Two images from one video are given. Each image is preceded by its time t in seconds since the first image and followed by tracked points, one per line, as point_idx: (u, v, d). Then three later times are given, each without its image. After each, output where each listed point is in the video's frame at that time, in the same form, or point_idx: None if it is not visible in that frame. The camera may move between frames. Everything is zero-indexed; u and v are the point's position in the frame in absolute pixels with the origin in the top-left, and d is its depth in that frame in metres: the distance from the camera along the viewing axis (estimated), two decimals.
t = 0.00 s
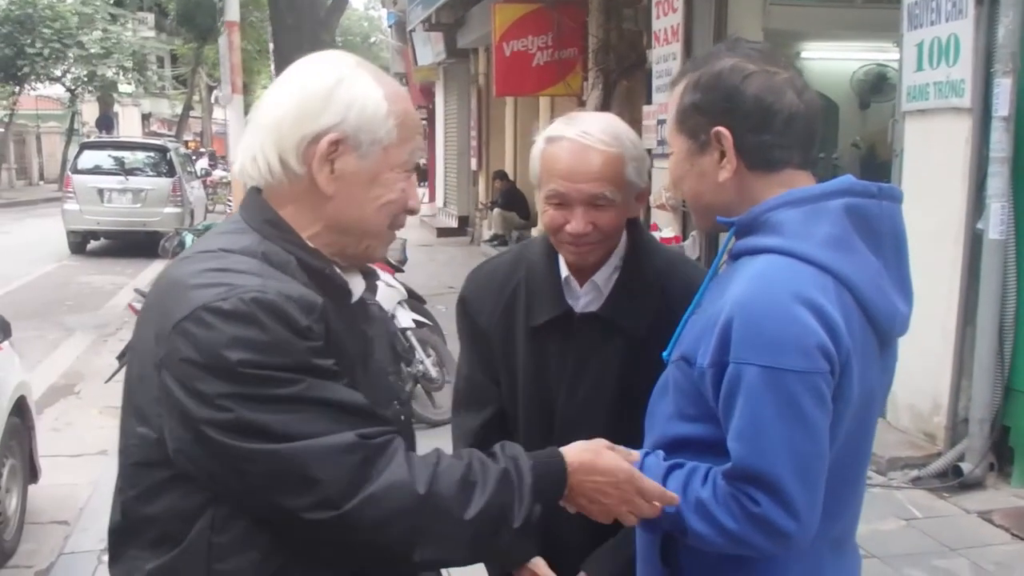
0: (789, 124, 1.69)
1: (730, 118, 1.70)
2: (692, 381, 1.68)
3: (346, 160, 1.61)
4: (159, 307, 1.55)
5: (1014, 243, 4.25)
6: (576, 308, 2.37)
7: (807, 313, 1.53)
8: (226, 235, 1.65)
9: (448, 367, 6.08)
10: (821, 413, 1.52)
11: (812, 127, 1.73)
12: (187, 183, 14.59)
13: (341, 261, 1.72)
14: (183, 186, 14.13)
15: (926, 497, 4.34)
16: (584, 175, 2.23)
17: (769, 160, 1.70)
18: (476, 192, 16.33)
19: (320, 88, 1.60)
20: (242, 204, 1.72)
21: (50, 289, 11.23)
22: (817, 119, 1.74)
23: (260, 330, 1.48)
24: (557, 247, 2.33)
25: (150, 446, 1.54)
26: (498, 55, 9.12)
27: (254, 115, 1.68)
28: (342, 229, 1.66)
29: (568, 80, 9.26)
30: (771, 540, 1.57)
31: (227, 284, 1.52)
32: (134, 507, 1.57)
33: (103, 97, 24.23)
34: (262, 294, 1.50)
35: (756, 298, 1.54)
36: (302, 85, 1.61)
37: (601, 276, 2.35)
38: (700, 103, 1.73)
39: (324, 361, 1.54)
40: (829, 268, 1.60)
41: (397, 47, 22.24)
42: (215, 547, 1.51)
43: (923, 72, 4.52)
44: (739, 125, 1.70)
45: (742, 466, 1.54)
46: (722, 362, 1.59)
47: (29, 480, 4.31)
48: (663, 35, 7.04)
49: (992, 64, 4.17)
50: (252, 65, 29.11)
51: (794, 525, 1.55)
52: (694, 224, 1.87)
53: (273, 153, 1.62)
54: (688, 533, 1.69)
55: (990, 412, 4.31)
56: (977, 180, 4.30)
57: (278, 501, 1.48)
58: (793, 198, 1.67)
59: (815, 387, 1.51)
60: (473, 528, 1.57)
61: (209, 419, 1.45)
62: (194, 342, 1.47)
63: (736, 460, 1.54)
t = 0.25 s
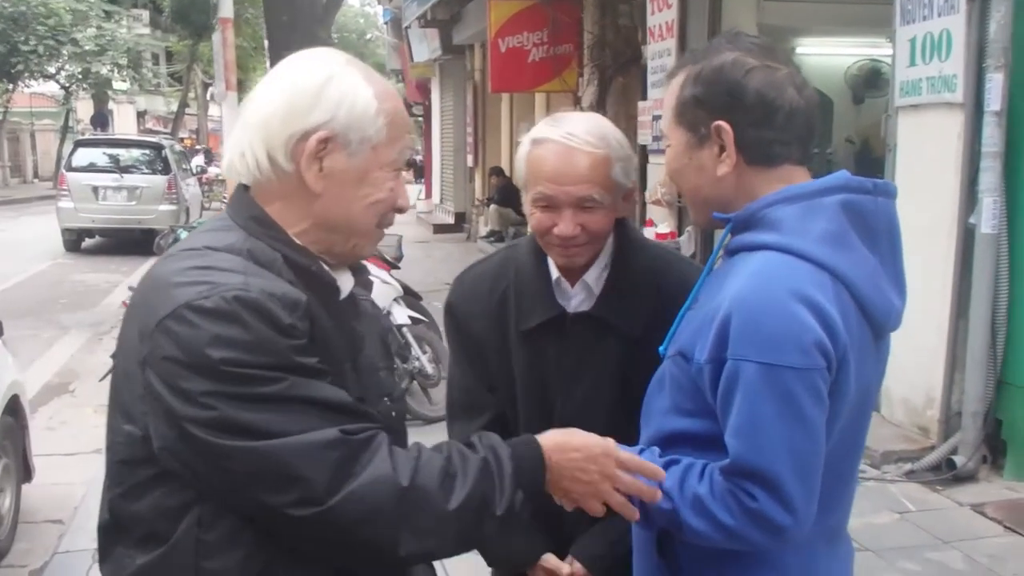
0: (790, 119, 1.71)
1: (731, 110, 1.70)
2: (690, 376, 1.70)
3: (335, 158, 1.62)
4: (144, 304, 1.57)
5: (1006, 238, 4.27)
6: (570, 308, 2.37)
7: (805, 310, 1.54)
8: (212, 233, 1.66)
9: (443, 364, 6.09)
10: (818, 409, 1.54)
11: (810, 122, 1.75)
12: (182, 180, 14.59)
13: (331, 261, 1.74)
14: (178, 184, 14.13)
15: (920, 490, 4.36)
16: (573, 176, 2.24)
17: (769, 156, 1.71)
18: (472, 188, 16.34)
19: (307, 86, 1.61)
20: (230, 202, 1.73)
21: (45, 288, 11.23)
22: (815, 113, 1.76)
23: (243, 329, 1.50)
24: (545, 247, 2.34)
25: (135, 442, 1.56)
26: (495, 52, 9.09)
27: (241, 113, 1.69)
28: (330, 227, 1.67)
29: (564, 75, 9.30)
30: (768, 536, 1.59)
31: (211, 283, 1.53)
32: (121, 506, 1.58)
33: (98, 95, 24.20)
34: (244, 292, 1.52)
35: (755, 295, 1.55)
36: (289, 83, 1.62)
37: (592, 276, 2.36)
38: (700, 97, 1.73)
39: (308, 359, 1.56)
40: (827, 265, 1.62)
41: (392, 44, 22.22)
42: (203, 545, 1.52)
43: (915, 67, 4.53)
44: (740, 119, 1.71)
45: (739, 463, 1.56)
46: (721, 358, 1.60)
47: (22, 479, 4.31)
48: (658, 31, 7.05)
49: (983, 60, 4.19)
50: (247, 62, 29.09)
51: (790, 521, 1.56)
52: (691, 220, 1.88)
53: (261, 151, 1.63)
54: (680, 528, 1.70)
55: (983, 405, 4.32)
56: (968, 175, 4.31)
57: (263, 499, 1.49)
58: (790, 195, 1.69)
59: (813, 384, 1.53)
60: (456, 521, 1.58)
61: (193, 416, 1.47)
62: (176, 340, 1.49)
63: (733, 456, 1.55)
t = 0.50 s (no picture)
0: (790, 115, 1.71)
1: (729, 107, 1.71)
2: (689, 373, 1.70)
3: (324, 154, 1.63)
4: (132, 301, 1.57)
5: (999, 232, 4.28)
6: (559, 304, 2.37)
7: (805, 307, 1.55)
8: (202, 228, 1.67)
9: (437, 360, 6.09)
10: (817, 405, 1.55)
11: (807, 118, 1.76)
12: (175, 176, 14.57)
13: (324, 258, 1.75)
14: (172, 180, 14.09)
15: (914, 485, 4.37)
16: (558, 171, 2.23)
17: (768, 153, 1.72)
18: (468, 184, 16.33)
19: (295, 81, 1.61)
20: (222, 198, 1.74)
21: (38, 285, 11.22)
22: (811, 110, 1.76)
23: (230, 325, 1.50)
24: (531, 241, 2.33)
25: (123, 439, 1.56)
26: (489, 47, 9.09)
27: (231, 109, 1.69)
28: (321, 223, 1.68)
29: (558, 71, 9.30)
30: (768, 532, 1.59)
31: (198, 279, 1.53)
32: (110, 504, 1.59)
33: (90, 90, 24.19)
34: (232, 288, 1.52)
35: (754, 292, 1.56)
36: (276, 79, 1.62)
37: (578, 270, 2.36)
38: (699, 93, 1.73)
39: (296, 355, 1.56)
40: (825, 261, 1.62)
41: (387, 39, 22.19)
42: (192, 542, 1.53)
43: (909, 63, 4.54)
44: (739, 115, 1.71)
45: (739, 459, 1.56)
46: (720, 355, 1.60)
47: (14, 477, 4.31)
48: (652, 26, 7.05)
49: (977, 55, 4.19)
50: (241, 57, 29.06)
51: (790, 517, 1.57)
52: (686, 215, 1.89)
53: (251, 148, 1.64)
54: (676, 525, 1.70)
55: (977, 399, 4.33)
56: (963, 170, 4.32)
57: (250, 496, 1.49)
58: (787, 192, 1.69)
59: (812, 380, 1.54)
60: (441, 512, 1.57)
61: (179, 413, 1.47)
62: (162, 336, 1.50)
63: (734, 454, 1.56)
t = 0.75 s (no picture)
0: (780, 115, 1.74)
1: (724, 105, 1.73)
2: (686, 372, 1.72)
3: (309, 154, 1.65)
4: (126, 300, 1.58)
5: (988, 232, 4.31)
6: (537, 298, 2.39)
7: (805, 306, 1.57)
8: (194, 226, 1.68)
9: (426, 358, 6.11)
10: (817, 402, 1.57)
11: (795, 118, 1.78)
12: (166, 174, 14.56)
13: (312, 254, 1.77)
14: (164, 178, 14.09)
15: (903, 483, 4.40)
16: (536, 162, 2.25)
17: (761, 152, 1.74)
18: (460, 182, 16.35)
19: (281, 81, 1.63)
20: (211, 196, 1.76)
21: (28, 283, 11.21)
22: (799, 110, 1.79)
23: (224, 324, 1.51)
24: (509, 232, 2.36)
25: (115, 436, 1.58)
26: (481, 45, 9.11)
27: (219, 108, 1.71)
28: (307, 221, 1.70)
29: (551, 70, 9.36)
30: (769, 529, 1.62)
31: (193, 278, 1.55)
32: (100, 501, 1.61)
33: (81, 87, 24.16)
34: (226, 288, 1.54)
35: (755, 292, 1.58)
36: (262, 78, 1.64)
37: (557, 261, 2.38)
38: (691, 92, 1.75)
39: (289, 353, 1.58)
40: (822, 260, 1.65)
41: (379, 36, 22.18)
42: (182, 539, 1.55)
43: (898, 63, 4.56)
44: (733, 114, 1.73)
45: (742, 458, 1.58)
46: (720, 355, 1.62)
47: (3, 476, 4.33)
48: (643, 25, 7.07)
49: (964, 56, 4.22)
50: (233, 54, 29.06)
51: (792, 512, 1.60)
52: (675, 212, 1.91)
53: (237, 147, 1.66)
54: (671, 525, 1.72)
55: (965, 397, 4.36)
56: (950, 169, 4.35)
57: (245, 493, 1.51)
58: (782, 192, 1.72)
59: (812, 377, 1.56)
60: (430, 508, 1.59)
61: (173, 412, 1.48)
62: (157, 334, 1.51)
63: (738, 452, 1.58)
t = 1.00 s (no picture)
0: (770, 115, 1.76)
1: (713, 105, 1.74)
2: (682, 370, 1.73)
3: (300, 154, 1.66)
4: (122, 299, 1.59)
5: (977, 230, 4.34)
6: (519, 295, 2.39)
7: (803, 304, 1.59)
8: (190, 226, 1.69)
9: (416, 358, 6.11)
10: (815, 400, 1.59)
11: (785, 118, 1.80)
12: (156, 173, 14.54)
13: (305, 254, 1.78)
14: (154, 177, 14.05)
15: (894, 480, 4.42)
16: (518, 154, 2.27)
17: (752, 151, 1.76)
18: (452, 181, 16.35)
19: (271, 82, 1.64)
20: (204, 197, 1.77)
21: (17, 283, 11.18)
22: (787, 111, 1.81)
23: (223, 324, 1.53)
24: (493, 226, 2.37)
25: (110, 437, 1.59)
26: (473, 44, 9.08)
27: (212, 111, 1.72)
28: (300, 222, 1.71)
29: (542, 69, 9.38)
30: (767, 526, 1.64)
31: (191, 278, 1.56)
32: (92, 502, 1.61)
33: (70, 85, 24.12)
34: (225, 287, 1.55)
35: (753, 290, 1.60)
36: (253, 80, 1.65)
37: (540, 256, 2.39)
38: (681, 92, 1.77)
39: (287, 352, 1.60)
40: (817, 258, 1.67)
41: (371, 36, 22.18)
42: (175, 538, 1.56)
43: (887, 63, 4.59)
44: (722, 113, 1.74)
45: (742, 457, 1.60)
46: (717, 353, 1.64)
47: None
48: (635, 25, 7.08)
49: (952, 56, 4.25)
50: (224, 52, 29.03)
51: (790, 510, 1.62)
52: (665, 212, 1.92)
53: (230, 148, 1.67)
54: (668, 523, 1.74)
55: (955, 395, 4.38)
56: (939, 168, 4.37)
57: (243, 492, 1.52)
58: (776, 191, 1.73)
59: (811, 375, 1.58)
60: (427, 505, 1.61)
61: (171, 411, 1.50)
62: (154, 334, 1.52)
63: (737, 451, 1.60)
